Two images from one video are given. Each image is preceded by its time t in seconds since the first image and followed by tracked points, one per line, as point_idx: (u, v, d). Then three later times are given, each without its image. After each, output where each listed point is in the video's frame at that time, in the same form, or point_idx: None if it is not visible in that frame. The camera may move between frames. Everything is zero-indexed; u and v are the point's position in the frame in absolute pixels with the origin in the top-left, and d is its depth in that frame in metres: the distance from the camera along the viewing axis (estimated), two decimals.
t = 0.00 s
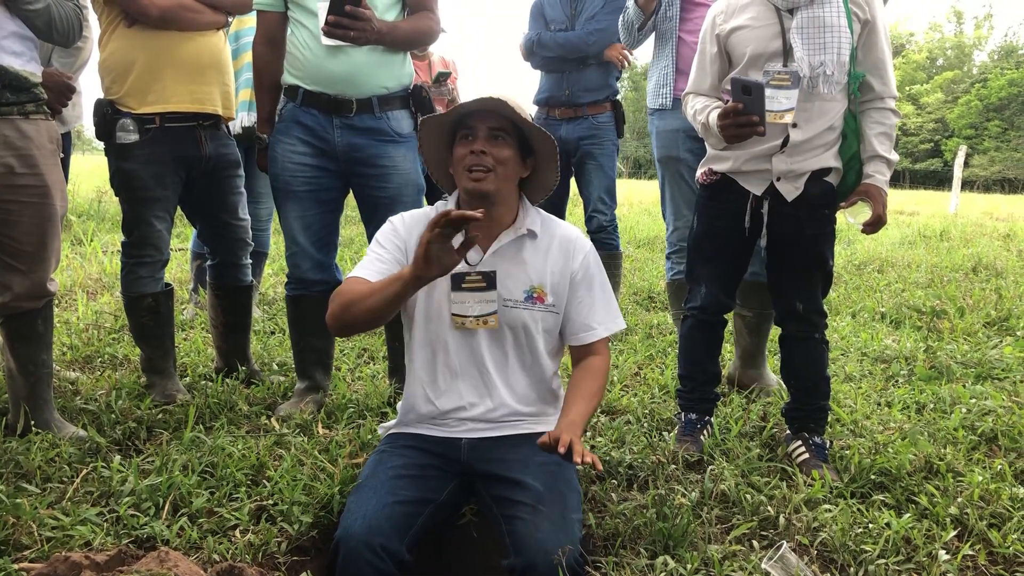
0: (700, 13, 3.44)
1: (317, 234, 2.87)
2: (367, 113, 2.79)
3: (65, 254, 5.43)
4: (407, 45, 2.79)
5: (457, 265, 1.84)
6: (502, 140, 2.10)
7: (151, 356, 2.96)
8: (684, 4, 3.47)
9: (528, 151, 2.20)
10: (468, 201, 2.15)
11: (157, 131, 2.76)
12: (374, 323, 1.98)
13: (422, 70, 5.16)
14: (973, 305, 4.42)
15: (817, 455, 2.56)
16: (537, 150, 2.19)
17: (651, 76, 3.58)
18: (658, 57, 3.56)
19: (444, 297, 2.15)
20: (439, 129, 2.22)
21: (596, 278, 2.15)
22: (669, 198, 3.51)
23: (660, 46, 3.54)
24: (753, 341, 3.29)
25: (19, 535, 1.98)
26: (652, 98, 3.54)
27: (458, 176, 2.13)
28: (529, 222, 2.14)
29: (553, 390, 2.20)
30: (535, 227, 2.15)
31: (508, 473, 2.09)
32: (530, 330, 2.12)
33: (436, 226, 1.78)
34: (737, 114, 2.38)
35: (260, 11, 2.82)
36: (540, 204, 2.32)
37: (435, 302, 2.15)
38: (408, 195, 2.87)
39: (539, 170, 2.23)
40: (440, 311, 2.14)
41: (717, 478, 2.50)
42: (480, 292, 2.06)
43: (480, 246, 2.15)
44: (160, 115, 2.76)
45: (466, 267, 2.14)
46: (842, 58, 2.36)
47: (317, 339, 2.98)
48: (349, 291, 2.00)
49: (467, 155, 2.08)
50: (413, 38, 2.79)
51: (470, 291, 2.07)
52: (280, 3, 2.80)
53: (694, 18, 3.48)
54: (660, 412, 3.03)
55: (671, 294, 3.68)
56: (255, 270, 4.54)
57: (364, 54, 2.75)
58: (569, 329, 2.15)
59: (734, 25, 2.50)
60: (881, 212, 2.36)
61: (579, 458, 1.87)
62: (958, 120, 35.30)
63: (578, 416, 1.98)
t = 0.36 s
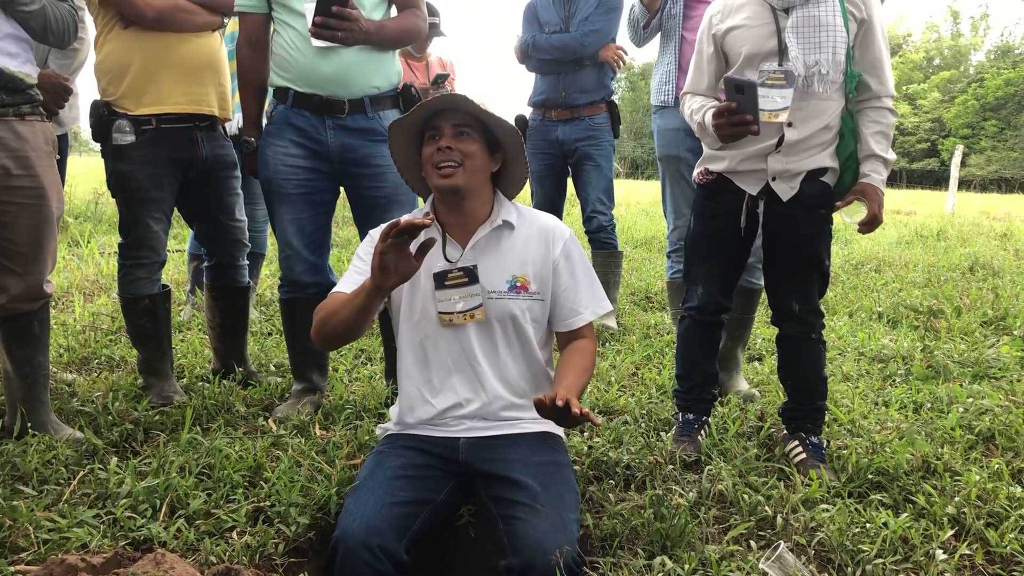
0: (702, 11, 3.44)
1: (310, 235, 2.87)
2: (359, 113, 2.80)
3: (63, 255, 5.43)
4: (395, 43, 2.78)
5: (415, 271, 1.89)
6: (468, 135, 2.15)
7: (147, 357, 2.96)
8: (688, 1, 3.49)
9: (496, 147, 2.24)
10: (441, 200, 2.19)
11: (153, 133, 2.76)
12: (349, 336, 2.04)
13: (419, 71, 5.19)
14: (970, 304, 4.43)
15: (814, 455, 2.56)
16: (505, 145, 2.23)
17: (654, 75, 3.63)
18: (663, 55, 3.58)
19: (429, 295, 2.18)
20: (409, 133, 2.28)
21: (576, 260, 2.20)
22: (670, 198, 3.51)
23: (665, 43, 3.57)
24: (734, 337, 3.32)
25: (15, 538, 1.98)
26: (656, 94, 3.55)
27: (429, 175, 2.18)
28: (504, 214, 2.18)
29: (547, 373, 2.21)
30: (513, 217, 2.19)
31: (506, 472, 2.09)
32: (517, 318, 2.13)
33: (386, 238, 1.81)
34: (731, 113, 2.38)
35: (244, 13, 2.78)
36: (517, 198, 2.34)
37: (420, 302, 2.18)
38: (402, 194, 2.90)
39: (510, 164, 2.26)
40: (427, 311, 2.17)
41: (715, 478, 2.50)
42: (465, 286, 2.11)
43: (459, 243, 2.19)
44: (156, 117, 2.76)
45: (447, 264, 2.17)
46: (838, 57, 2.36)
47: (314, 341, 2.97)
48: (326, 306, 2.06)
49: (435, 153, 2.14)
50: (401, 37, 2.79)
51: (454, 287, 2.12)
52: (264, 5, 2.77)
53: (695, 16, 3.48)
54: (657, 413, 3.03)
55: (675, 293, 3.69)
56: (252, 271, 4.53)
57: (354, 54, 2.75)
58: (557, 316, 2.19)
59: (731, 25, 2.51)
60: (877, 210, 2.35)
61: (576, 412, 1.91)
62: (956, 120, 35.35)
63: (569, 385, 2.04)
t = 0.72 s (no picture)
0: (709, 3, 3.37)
1: (302, 234, 2.87)
2: (348, 111, 2.80)
3: (61, 255, 5.42)
4: (382, 40, 2.81)
5: (411, 269, 1.89)
6: (457, 134, 2.16)
7: (145, 357, 2.96)
8: None
9: (486, 144, 2.25)
10: (432, 198, 2.20)
11: (149, 131, 2.75)
12: (346, 337, 2.03)
13: (417, 69, 5.19)
14: (968, 300, 4.42)
15: (813, 451, 2.56)
16: (495, 142, 2.24)
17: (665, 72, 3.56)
18: (673, 49, 3.53)
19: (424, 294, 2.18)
20: (398, 131, 2.29)
21: (569, 252, 2.19)
22: (675, 190, 3.50)
23: (675, 36, 3.52)
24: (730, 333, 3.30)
25: (13, 537, 1.97)
26: (666, 87, 3.53)
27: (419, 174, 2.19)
28: (496, 209, 2.18)
29: (544, 367, 2.21)
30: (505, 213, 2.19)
31: (505, 469, 2.09)
32: (512, 312, 2.13)
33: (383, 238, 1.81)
34: (727, 109, 2.39)
35: (225, 12, 2.70)
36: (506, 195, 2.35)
37: (415, 301, 2.18)
38: (394, 190, 2.93)
39: (499, 162, 2.26)
40: (422, 309, 2.17)
41: (714, 474, 2.50)
42: (459, 284, 2.11)
43: (452, 240, 2.19)
44: (152, 115, 2.75)
45: (441, 262, 2.17)
46: (835, 52, 2.36)
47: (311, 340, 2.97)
48: (322, 308, 2.05)
49: (425, 151, 2.14)
50: (385, 33, 2.80)
51: (448, 284, 2.12)
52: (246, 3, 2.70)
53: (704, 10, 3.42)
54: (656, 409, 3.02)
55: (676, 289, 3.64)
56: (250, 270, 4.53)
57: (341, 50, 2.75)
58: (551, 310, 2.19)
59: (728, 21, 2.50)
60: (877, 205, 2.35)
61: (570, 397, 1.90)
62: (954, 117, 35.36)
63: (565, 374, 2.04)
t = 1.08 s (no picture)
0: None
1: (299, 232, 2.87)
2: (342, 105, 2.80)
3: (60, 254, 5.41)
4: (371, 36, 2.81)
5: (417, 268, 1.89)
6: (460, 132, 2.15)
7: (144, 355, 2.96)
8: None
9: (487, 142, 2.25)
10: (434, 195, 2.20)
11: (147, 129, 2.74)
12: (350, 335, 2.04)
13: (416, 64, 5.15)
14: (968, 295, 4.42)
15: (812, 447, 2.56)
16: (498, 141, 2.24)
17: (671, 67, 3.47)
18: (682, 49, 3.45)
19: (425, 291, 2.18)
20: (400, 127, 2.28)
21: (571, 249, 2.20)
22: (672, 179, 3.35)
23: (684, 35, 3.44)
24: (730, 329, 3.30)
25: (13, 535, 1.97)
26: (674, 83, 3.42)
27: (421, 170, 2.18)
28: (497, 206, 2.19)
29: (546, 365, 2.21)
30: (507, 210, 2.19)
31: (505, 465, 2.09)
32: (515, 309, 2.13)
33: (389, 240, 1.80)
34: (723, 105, 2.39)
35: (214, 9, 2.68)
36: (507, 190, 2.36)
37: (417, 298, 2.18)
38: (392, 183, 2.92)
39: (502, 159, 2.27)
40: (423, 306, 2.17)
41: (713, 470, 2.50)
42: (461, 281, 2.11)
43: (453, 236, 2.19)
44: (150, 113, 2.74)
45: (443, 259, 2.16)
46: (834, 47, 2.35)
47: (310, 338, 2.98)
48: (325, 306, 2.05)
49: (428, 149, 2.14)
50: (376, 30, 2.81)
51: (450, 282, 2.12)
52: None
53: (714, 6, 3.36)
54: (655, 405, 3.03)
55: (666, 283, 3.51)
56: (249, 268, 4.53)
57: (332, 46, 2.74)
58: (552, 306, 2.19)
59: (727, 17, 2.51)
60: (875, 201, 2.35)
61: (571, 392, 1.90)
62: (954, 112, 35.32)
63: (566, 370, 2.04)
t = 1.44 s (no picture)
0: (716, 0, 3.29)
1: (300, 230, 2.87)
2: (343, 104, 2.81)
3: (59, 252, 5.41)
4: (371, 35, 2.82)
5: (423, 267, 1.88)
6: (464, 132, 2.16)
7: (144, 354, 2.96)
8: None
9: (492, 143, 2.26)
10: (438, 195, 2.21)
11: (147, 128, 2.74)
12: (353, 334, 2.04)
13: (415, 64, 5.17)
14: (966, 294, 4.42)
15: (810, 446, 2.56)
16: (503, 140, 2.25)
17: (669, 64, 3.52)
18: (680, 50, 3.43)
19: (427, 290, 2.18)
20: (404, 127, 2.29)
21: (572, 249, 2.21)
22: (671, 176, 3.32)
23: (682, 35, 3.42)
24: (729, 329, 3.30)
25: (13, 534, 1.98)
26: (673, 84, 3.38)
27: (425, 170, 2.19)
28: (500, 205, 2.19)
29: (546, 365, 2.22)
30: (508, 209, 2.20)
31: (504, 464, 2.09)
32: (516, 307, 2.14)
33: (398, 240, 1.81)
34: (723, 105, 2.39)
35: (217, 8, 2.69)
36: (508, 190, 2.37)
37: (418, 295, 2.18)
38: (391, 182, 2.93)
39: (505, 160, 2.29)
40: (424, 303, 2.17)
41: (712, 469, 2.50)
42: (464, 279, 2.11)
43: (455, 236, 2.19)
44: (150, 112, 2.74)
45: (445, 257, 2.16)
46: (833, 47, 2.36)
47: (309, 336, 2.98)
48: (328, 304, 2.04)
49: (433, 149, 2.14)
50: (376, 28, 2.82)
51: (452, 280, 2.12)
52: None
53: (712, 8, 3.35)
54: (654, 404, 3.03)
55: (659, 282, 3.46)
56: (248, 266, 4.54)
57: (332, 45, 2.76)
58: (552, 304, 2.20)
59: (727, 17, 2.51)
60: (874, 202, 2.37)
61: (570, 391, 1.91)
62: (953, 112, 35.33)
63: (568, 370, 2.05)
